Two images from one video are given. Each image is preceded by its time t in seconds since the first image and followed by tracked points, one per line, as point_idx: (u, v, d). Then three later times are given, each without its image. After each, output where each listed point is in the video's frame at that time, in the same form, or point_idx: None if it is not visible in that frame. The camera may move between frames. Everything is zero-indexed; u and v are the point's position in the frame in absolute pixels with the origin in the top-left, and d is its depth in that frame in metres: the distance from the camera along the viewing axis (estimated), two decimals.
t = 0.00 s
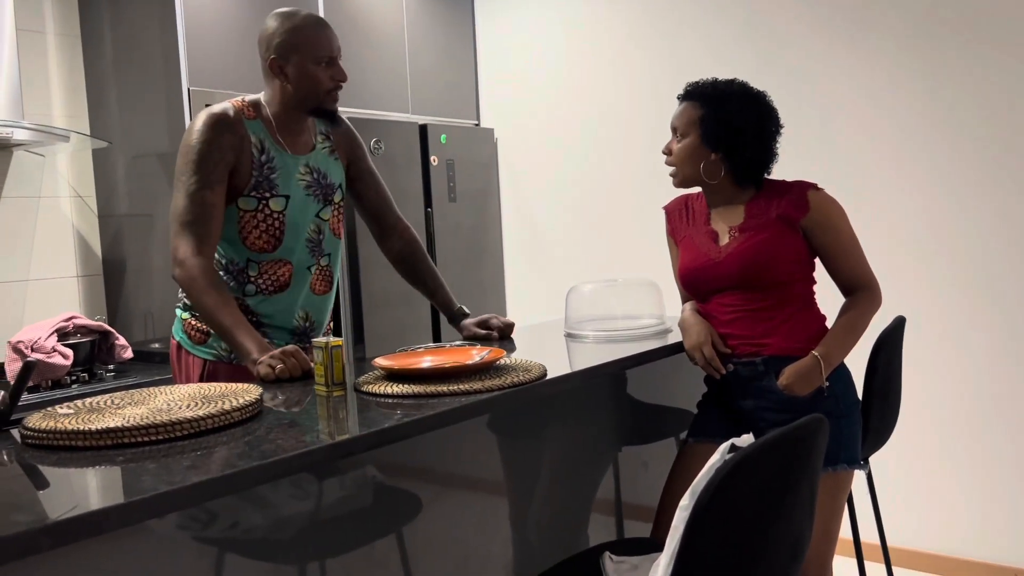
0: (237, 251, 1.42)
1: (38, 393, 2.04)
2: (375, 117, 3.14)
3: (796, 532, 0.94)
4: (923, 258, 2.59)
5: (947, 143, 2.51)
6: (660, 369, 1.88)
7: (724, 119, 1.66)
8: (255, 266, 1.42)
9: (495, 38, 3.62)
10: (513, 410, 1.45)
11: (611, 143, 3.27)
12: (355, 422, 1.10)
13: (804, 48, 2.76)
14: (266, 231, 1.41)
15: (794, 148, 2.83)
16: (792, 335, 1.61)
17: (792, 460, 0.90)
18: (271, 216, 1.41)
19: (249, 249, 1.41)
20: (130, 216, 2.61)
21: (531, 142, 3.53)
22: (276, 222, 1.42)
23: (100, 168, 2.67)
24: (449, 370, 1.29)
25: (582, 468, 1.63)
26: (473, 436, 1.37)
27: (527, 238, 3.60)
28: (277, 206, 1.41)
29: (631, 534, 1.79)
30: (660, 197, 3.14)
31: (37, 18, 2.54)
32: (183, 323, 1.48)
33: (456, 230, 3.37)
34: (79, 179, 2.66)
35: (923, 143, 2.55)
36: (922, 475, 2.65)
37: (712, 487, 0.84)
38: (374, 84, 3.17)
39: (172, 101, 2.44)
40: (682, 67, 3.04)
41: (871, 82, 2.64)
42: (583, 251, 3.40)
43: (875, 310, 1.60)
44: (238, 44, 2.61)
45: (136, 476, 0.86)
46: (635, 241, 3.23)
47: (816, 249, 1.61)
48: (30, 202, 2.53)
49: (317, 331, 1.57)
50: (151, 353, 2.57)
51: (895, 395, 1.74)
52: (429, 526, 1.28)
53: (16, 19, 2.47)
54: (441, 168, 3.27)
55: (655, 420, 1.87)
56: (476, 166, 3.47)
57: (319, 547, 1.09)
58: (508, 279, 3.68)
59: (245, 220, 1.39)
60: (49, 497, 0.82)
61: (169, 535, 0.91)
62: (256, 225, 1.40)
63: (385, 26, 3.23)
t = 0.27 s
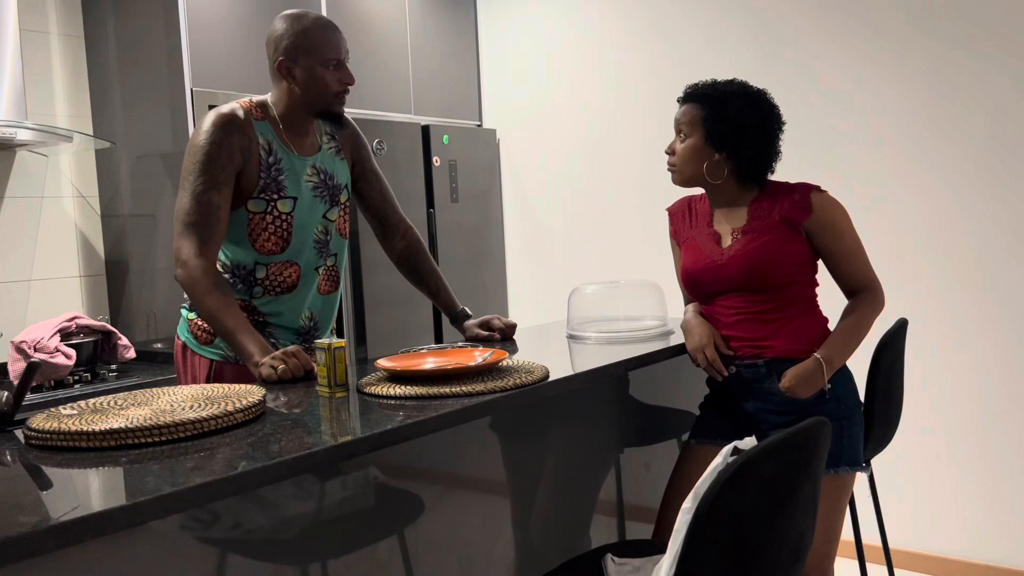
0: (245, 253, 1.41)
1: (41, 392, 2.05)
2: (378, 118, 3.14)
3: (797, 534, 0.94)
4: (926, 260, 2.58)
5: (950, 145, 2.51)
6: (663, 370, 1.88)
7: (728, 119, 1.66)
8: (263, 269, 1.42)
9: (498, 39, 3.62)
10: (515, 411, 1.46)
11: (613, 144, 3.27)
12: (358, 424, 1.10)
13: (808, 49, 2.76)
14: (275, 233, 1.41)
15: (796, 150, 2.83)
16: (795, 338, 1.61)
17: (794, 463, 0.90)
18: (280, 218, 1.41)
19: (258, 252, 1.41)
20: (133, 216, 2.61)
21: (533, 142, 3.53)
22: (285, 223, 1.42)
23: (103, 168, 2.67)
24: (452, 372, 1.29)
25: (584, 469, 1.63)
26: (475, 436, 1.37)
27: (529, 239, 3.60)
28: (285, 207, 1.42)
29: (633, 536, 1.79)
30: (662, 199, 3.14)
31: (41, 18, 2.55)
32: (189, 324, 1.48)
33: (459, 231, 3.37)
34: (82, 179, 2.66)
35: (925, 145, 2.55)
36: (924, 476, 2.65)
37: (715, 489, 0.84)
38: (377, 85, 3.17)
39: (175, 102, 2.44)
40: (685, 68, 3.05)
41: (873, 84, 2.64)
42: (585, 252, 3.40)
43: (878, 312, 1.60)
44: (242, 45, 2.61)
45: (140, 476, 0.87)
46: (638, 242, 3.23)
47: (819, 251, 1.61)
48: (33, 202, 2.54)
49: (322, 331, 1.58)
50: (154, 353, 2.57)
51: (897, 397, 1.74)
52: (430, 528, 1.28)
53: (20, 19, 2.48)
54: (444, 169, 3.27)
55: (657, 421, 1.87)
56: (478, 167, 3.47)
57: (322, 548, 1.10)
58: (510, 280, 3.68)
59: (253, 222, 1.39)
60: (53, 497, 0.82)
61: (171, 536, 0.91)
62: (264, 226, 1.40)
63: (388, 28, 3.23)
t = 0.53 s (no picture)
0: (247, 253, 1.42)
1: (43, 392, 2.05)
2: (381, 119, 3.15)
3: (798, 536, 0.94)
4: (927, 263, 2.59)
5: (952, 148, 2.51)
6: (664, 372, 1.88)
7: (733, 122, 1.67)
8: (265, 268, 1.43)
9: (500, 41, 3.63)
10: (516, 413, 1.46)
11: (615, 147, 3.28)
12: (360, 424, 1.10)
13: (810, 52, 2.76)
14: (277, 233, 1.42)
15: (798, 152, 2.83)
16: (797, 340, 1.61)
17: (796, 465, 0.91)
18: (282, 217, 1.42)
19: (260, 252, 1.41)
20: (136, 216, 2.62)
21: (535, 144, 3.54)
22: (286, 223, 1.42)
23: (106, 168, 2.68)
24: (454, 373, 1.29)
25: (586, 471, 1.64)
26: (476, 438, 1.38)
27: (531, 241, 3.60)
28: (287, 207, 1.42)
29: (634, 538, 1.79)
30: (664, 201, 3.15)
31: (45, 18, 2.55)
32: (192, 324, 1.48)
33: (461, 232, 3.38)
34: (85, 179, 2.67)
35: (927, 148, 2.56)
36: (925, 479, 2.65)
37: (717, 490, 0.85)
38: (379, 86, 3.17)
39: (178, 102, 2.45)
40: (687, 71, 3.05)
41: (875, 87, 2.64)
42: (587, 253, 3.41)
43: (880, 315, 1.60)
44: (245, 46, 2.62)
45: (144, 476, 0.87)
46: (639, 245, 3.23)
47: (821, 253, 1.61)
48: (36, 202, 2.54)
49: (325, 332, 1.58)
50: (156, 354, 2.58)
51: (898, 400, 1.74)
52: (432, 529, 1.29)
53: (24, 19, 2.48)
54: (446, 170, 3.27)
55: (658, 423, 1.87)
56: (480, 169, 3.48)
57: (323, 548, 1.10)
58: (511, 281, 3.69)
59: (255, 222, 1.40)
60: (57, 497, 0.83)
61: (174, 536, 0.91)
62: (266, 226, 1.40)
63: (391, 29, 3.24)
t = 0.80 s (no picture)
0: (246, 253, 1.42)
1: (43, 392, 2.05)
2: (382, 121, 3.15)
3: (798, 538, 0.94)
4: (926, 266, 2.59)
5: (952, 152, 2.52)
6: (664, 375, 1.88)
7: (737, 125, 1.67)
8: (263, 269, 1.43)
9: (501, 43, 3.63)
10: (516, 415, 1.46)
11: (615, 149, 3.28)
12: (360, 425, 1.10)
13: (810, 56, 2.77)
14: (275, 234, 1.42)
15: (798, 156, 2.83)
16: (797, 344, 1.61)
17: (796, 467, 0.91)
18: (280, 218, 1.42)
19: (258, 252, 1.41)
20: (136, 217, 2.62)
21: (536, 147, 3.54)
22: (285, 224, 1.42)
23: (106, 169, 2.68)
24: (455, 374, 1.29)
25: (585, 473, 1.64)
26: (476, 439, 1.38)
27: (531, 243, 3.60)
28: (286, 208, 1.42)
29: (633, 540, 1.79)
30: (664, 204, 3.15)
31: (46, 19, 2.55)
32: (191, 325, 1.48)
33: (462, 234, 3.38)
34: (85, 179, 2.67)
35: (927, 152, 2.56)
36: (925, 483, 2.65)
37: (718, 490, 0.85)
38: (380, 88, 3.18)
39: (179, 103, 2.45)
40: (687, 74, 3.06)
41: (875, 91, 2.65)
42: (587, 255, 3.41)
43: (880, 318, 1.61)
44: (246, 47, 2.62)
45: (145, 475, 0.87)
46: (639, 247, 3.24)
47: (821, 257, 1.61)
48: (36, 203, 2.54)
49: (324, 333, 1.58)
50: (155, 354, 2.58)
51: (898, 403, 1.74)
52: (431, 530, 1.29)
53: (25, 20, 2.49)
54: (446, 172, 3.27)
55: (658, 426, 1.87)
56: (481, 171, 3.48)
57: (323, 549, 1.10)
58: (511, 283, 3.69)
59: (254, 223, 1.40)
60: (58, 496, 0.83)
61: (173, 536, 0.91)
62: (264, 227, 1.41)
63: (392, 31, 3.24)
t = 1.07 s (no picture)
0: (240, 250, 1.42)
1: (40, 391, 2.05)
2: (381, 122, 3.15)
3: (797, 539, 0.94)
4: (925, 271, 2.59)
5: (952, 156, 2.52)
6: (663, 377, 1.88)
7: (739, 126, 1.67)
8: (258, 265, 1.42)
9: (501, 45, 3.64)
10: (514, 416, 1.46)
11: (615, 152, 3.28)
12: (357, 425, 1.10)
13: (810, 60, 2.77)
14: (270, 231, 1.41)
15: (797, 159, 2.83)
16: (794, 346, 1.61)
17: (795, 468, 0.91)
18: (275, 215, 1.41)
19: (253, 249, 1.41)
20: (135, 216, 2.62)
21: (535, 149, 3.54)
22: (279, 221, 1.42)
23: (105, 168, 2.68)
24: (453, 374, 1.29)
25: (583, 475, 1.63)
26: (474, 440, 1.37)
27: (530, 245, 3.60)
28: (281, 204, 1.42)
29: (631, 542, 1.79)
30: (663, 206, 3.15)
31: (46, 18, 2.55)
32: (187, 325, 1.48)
33: (461, 236, 3.38)
34: (84, 179, 2.66)
35: (927, 156, 2.56)
36: (923, 486, 2.64)
37: (718, 490, 0.84)
38: (380, 89, 3.17)
39: (178, 103, 2.45)
40: (687, 77, 3.06)
41: (875, 95, 2.65)
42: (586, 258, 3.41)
43: (878, 320, 1.60)
44: (246, 47, 2.62)
45: (142, 473, 0.87)
46: (638, 249, 3.24)
47: (819, 259, 1.61)
48: (35, 202, 2.54)
49: (320, 332, 1.57)
50: (153, 354, 2.57)
51: (896, 406, 1.74)
52: (428, 530, 1.28)
53: (26, 19, 2.49)
54: (446, 174, 3.27)
55: (657, 428, 1.87)
56: (480, 173, 3.48)
57: (319, 549, 1.09)
58: (509, 285, 3.69)
59: (249, 218, 1.40)
60: (54, 494, 0.82)
61: (169, 535, 0.91)
62: (259, 222, 1.40)
63: (393, 32, 3.24)
